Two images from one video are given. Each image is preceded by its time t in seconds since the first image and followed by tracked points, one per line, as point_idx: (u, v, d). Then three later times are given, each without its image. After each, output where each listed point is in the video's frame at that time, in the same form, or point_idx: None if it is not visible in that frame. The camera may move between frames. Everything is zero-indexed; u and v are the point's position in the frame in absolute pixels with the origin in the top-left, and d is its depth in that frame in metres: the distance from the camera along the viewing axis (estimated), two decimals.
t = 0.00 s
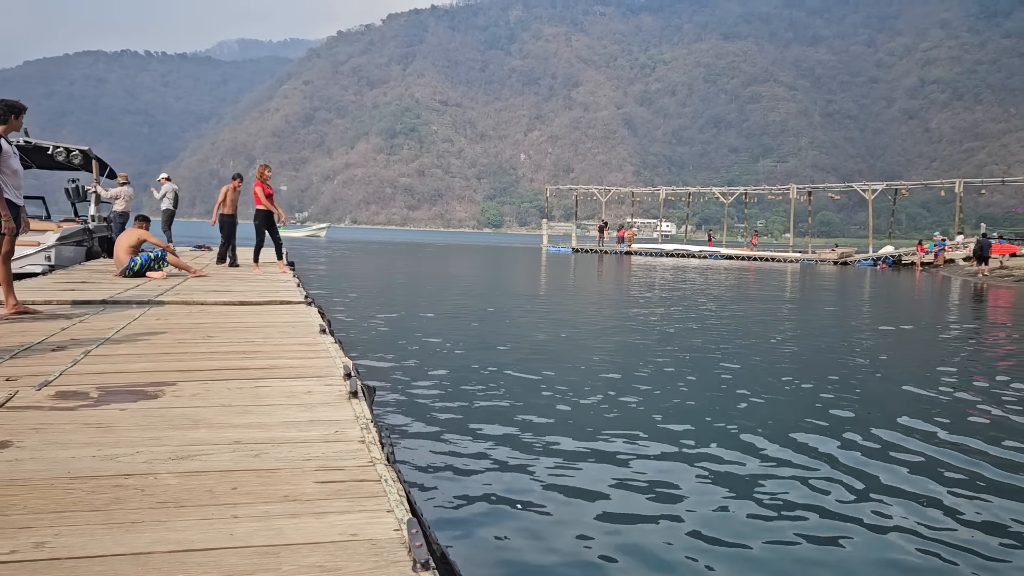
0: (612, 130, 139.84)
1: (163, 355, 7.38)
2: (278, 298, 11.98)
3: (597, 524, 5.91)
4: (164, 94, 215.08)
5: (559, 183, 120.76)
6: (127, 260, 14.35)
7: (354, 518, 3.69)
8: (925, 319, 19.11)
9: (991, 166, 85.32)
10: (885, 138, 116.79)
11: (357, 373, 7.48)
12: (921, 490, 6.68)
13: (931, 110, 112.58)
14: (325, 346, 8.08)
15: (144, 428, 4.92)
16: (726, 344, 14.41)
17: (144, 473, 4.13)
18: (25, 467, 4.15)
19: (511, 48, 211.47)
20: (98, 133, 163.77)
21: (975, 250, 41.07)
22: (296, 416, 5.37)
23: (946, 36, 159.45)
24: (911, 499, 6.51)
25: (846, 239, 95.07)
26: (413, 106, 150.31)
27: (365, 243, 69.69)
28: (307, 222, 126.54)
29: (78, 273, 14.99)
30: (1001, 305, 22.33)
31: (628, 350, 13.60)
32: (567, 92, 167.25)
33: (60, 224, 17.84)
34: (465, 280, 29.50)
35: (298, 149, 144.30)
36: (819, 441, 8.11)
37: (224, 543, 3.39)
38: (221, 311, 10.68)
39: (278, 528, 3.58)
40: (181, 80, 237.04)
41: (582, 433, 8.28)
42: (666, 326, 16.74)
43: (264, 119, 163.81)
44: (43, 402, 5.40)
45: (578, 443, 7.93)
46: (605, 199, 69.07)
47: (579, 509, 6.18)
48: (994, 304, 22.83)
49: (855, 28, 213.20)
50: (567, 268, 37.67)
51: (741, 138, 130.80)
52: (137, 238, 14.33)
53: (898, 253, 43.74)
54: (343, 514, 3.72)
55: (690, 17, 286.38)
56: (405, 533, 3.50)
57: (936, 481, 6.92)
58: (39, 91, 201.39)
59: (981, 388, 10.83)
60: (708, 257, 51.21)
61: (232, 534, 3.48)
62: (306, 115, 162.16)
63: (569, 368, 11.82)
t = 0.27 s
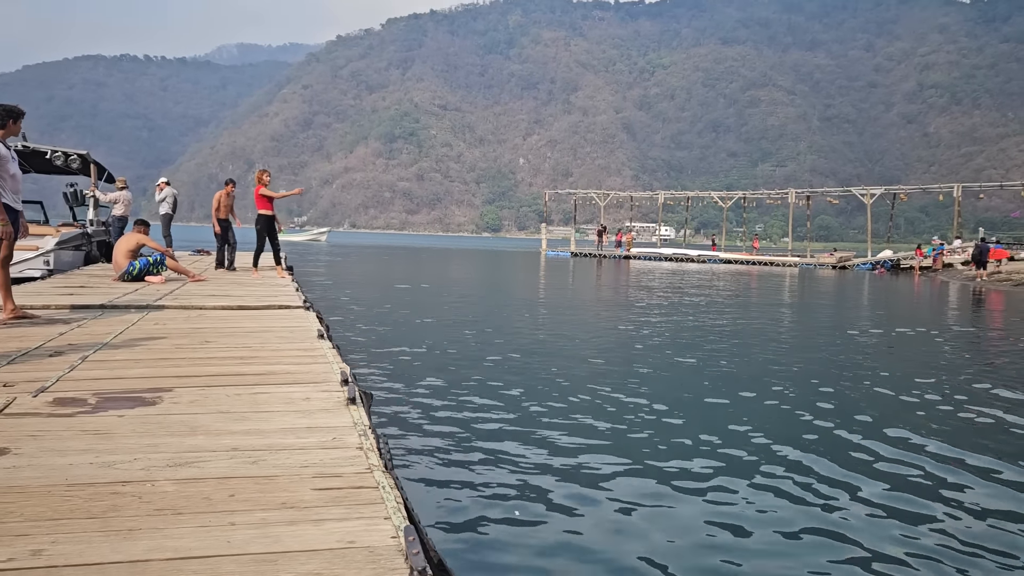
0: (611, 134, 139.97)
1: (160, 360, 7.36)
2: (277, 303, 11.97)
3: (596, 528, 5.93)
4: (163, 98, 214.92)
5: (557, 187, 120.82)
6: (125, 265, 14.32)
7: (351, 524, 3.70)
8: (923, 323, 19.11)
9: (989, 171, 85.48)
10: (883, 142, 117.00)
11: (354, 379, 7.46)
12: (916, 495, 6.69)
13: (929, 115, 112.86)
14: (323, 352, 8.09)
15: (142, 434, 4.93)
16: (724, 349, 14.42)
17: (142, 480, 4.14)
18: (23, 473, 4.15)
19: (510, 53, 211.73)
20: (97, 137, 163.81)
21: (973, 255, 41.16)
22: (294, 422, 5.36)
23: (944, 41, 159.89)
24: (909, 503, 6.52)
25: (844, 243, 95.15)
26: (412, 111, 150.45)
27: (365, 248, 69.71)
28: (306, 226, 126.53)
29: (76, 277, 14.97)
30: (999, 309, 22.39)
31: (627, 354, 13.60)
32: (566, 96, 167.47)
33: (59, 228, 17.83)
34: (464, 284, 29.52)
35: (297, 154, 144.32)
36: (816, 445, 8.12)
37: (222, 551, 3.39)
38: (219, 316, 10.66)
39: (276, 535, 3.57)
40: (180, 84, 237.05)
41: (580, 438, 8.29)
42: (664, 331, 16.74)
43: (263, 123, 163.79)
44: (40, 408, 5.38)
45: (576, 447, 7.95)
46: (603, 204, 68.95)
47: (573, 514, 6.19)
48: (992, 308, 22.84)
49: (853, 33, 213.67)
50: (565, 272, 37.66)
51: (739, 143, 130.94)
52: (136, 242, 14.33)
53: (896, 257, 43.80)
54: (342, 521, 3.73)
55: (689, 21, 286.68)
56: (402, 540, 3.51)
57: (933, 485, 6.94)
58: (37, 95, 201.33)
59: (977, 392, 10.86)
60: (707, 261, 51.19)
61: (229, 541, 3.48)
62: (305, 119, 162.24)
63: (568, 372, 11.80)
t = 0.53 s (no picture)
0: (610, 139, 140.20)
1: (158, 366, 7.37)
2: (276, 308, 11.96)
3: (595, 533, 5.93)
4: (163, 103, 214.72)
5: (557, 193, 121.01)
6: (125, 270, 14.32)
7: (348, 530, 3.70)
8: (923, 328, 19.13)
9: (988, 177, 85.56)
10: (882, 147, 117.22)
11: (352, 385, 7.46)
12: (914, 499, 6.70)
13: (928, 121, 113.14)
14: (320, 357, 8.09)
15: (139, 440, 4.92)
16: (722, 354, 14.43)
17: (139, 487, 4.13)
18: (20, 478, 4.13)
19: (510, 58, 212.17)
20: (97, 142, 164.08)
21: (972, 261, 41.16)
22: (291, 428, 5.35)
23: (943, 47, 160.36)
24: (907, 508, 6.53)
25: (843, 249, 95.28)
26: (412, 116, 150.71)
27: (365, 253, 69.81)
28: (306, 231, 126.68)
29: (75, 282, 14.98)
30: (997, 315, 22.42)
31: (626, 359, 13.61)
32: (565, 102, 167.79)
33: (58, 233, 17.85)
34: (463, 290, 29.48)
35: (297, 159, 144.56)
36: (818, 450, 8.12)
37: (218, 558, 3.38)
38: (218, 322, 10.66)
39: (273, 542, 3.57)
40: (180, 89, 237.45)
41: (581, 443, 8.26)
42: (663, 336, 16.73)
43: (263, 128, 163.59)
44: (38, 415, 5.38)
45: (577, 452, 7.95)
46: (602, 209, 69.01)
47: (574, 519, 6.19)
48: (992, 314, 22.84)
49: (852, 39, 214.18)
50: (564, 277, 37.61)
51: (738, 148, 131.16)
52: (135, 247, 14.33)
53: (895, 263, 43.80)
54: (340, 527, 3.72)
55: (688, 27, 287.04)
56: (400, 546, 3.51)
57: (933, 489, 6.94)
58: (37, 101, 201.69)
59: (976, 397, 10.88)
60: (706, 267, 51.20)
61: (226, 546, 3.49)
62: (305, 125, 162.53)
63: (566, 377, 11.80)
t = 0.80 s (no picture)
0: (610, 144, 140.40)
1: (159, 372, 7.35)
2: (277, 314, 11.97)
3: (598, 540, 5.90)
4: (163, 108, 214.90)
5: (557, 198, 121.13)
6: (125, 276, 14.32)
7: (353, 539, 3.68)
8: (924, 333, 19.15)
9: (987, 181, 85.63)
10: (881, 152, 117.40)
11: (353, 391, 7.46)
12: (915, 503, 6.71)
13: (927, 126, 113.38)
14: (321, 364, 8.09)
15: (142, 447, 4.91)
16: (723, 359, 14.41)
17: (141, 496, 4.12)
18: (22, 488, 4.13)
19: (509, 64, 212.51)
20: (97, 148, 164.15)
21: (971, 265, 41.14)
22: (294, 436, 5.35)
23: (941, 52, 160.78)
24: (909, 512, 6.53)
25: (843, 254, 95.34)
26: (411, 121, 150.90)
27: (365, 258, 69.80)
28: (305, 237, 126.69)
29: (75, 288, 14.97)
30: (997, 320, 22.44)
31: (626, 364, 13.59)
32: (565, 107, 168.06)
33: (59, 239, 17.84)
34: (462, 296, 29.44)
35: (296, 164, 144.71)
36: (819, 455, 8.12)
37: (224, 567, 3.37)
38: (219, 327, 10.65)
39: (276, 549, 3.56)
40: (180, 95, 237.78)
41: (581, 448, 8.26)
42: (662, 342, 16.73)
43: (263, 134, 163.75)
44: (40, 423, 5.37)
45: (579, 456, 7.96)
46: (602, 214, 69.00)
47: (577, 525, 6.20)
48: (992, 319, 22.84)
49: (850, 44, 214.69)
50: (564, 283, 37.58)
51: (738, 153, 131.31)
52: (135, 253, 14.33)
53: (895, 268, 43.80)
54: (342, 537, 3.71)
55: (687, 32, 287.63)
56: (405, 555, 3.50)
57: (935, 494, 6.94)
58: (37, 106, 201.93)
59: (976, 401, 10.88)
60: (706, 272, 51.17)
61: (231, 556, 3.47)
62: (304, 130, 162.75)
63: (566, 383, 11.79)
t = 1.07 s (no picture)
0: (610, 147, 140.44)
1: (159, 378, 7.29)
2: (279, 318, 11.94)
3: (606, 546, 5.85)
4: (164, 111, 214.90)
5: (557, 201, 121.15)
6: (126, 280, 14.24)
7: (358, 554, 3.63)
8: (926, 336, 19.15)
9: (988, 185, 85.55)
10: (882, 156, 117.43)
11: (356, 397, 7.37)
12: (922, 508, 6.65)
13: (927, 129, 113.54)
14: (323, 369, 8.03)
15: (144, 457, 4.87)
16: (724, 362, 14.34)
17: (141, 509, 4.04)
18: (22, 499, 4.06)
19: (510, 67, 212.82)
20: (97, 150, 164.15)
21: (973, 268, 41.03)
22: (297, 445, 5.28)
23: (941, 56, 160.83)
24: (917, 517, 6.45)
25: (844, 257, 95.29)
26: (412, 124, 150.87)
27: (368, 260, 69.99)
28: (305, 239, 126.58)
29: (76, 293, 14.94)
30: (999, 322, 22.38)
31: (628, 367, 13.55)
32: (566, 110, 168.17)
33: (60, 243, 17.76)
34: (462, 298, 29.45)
35: (297, 167, 144.82)
36: (825, 458, 8.07)
37: None
38: (221, 333, 10.59)
39: (280, 566, 3.49)
40: (181, 98, 238.09)
41: (584, 450, 8.22)
42: (664, 345, 16.64)
43: (264, 136, 163.80)
44: (40, 431, 5.31)
45: (583, 460, 7.90)
46: (603, 217, 68.92)
47: (582, 530, 6.14)
48: (993, 322, 22.86)
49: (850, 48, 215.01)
50: (564, 286, 37.62)
51: (738, 156, 131.32)
52: (136, 258, 14.21)
53: (896, 271, 43.77)
54: (348, 553, 3.63)
55: (687, 36, 287.67)
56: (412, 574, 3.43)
57: (946, 501, 6.85)
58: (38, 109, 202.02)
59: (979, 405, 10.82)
60: (707, 275, 51.14)
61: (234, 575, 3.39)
62: (305, 133, 162.85)
63: (569, 385, 11.72)
